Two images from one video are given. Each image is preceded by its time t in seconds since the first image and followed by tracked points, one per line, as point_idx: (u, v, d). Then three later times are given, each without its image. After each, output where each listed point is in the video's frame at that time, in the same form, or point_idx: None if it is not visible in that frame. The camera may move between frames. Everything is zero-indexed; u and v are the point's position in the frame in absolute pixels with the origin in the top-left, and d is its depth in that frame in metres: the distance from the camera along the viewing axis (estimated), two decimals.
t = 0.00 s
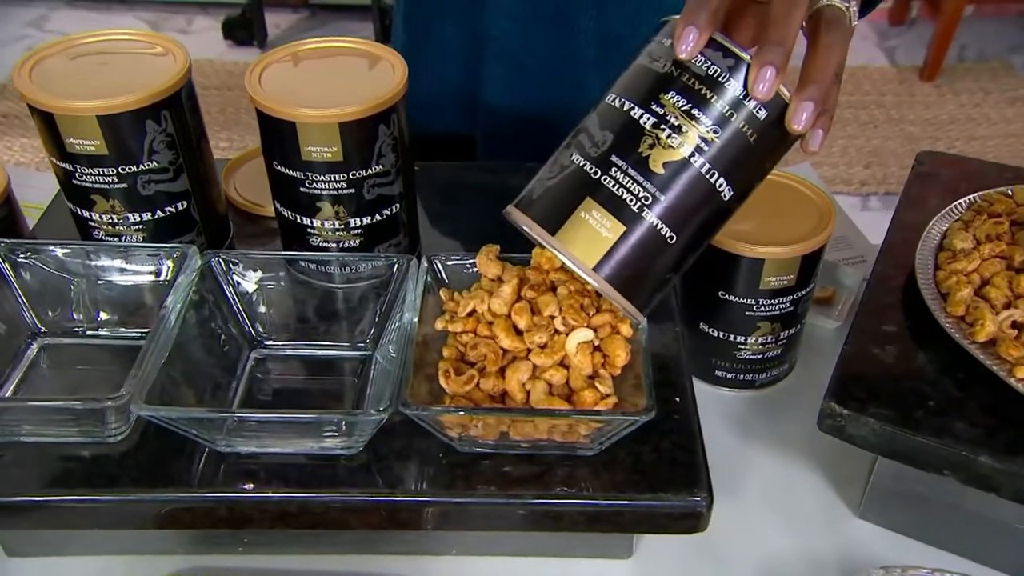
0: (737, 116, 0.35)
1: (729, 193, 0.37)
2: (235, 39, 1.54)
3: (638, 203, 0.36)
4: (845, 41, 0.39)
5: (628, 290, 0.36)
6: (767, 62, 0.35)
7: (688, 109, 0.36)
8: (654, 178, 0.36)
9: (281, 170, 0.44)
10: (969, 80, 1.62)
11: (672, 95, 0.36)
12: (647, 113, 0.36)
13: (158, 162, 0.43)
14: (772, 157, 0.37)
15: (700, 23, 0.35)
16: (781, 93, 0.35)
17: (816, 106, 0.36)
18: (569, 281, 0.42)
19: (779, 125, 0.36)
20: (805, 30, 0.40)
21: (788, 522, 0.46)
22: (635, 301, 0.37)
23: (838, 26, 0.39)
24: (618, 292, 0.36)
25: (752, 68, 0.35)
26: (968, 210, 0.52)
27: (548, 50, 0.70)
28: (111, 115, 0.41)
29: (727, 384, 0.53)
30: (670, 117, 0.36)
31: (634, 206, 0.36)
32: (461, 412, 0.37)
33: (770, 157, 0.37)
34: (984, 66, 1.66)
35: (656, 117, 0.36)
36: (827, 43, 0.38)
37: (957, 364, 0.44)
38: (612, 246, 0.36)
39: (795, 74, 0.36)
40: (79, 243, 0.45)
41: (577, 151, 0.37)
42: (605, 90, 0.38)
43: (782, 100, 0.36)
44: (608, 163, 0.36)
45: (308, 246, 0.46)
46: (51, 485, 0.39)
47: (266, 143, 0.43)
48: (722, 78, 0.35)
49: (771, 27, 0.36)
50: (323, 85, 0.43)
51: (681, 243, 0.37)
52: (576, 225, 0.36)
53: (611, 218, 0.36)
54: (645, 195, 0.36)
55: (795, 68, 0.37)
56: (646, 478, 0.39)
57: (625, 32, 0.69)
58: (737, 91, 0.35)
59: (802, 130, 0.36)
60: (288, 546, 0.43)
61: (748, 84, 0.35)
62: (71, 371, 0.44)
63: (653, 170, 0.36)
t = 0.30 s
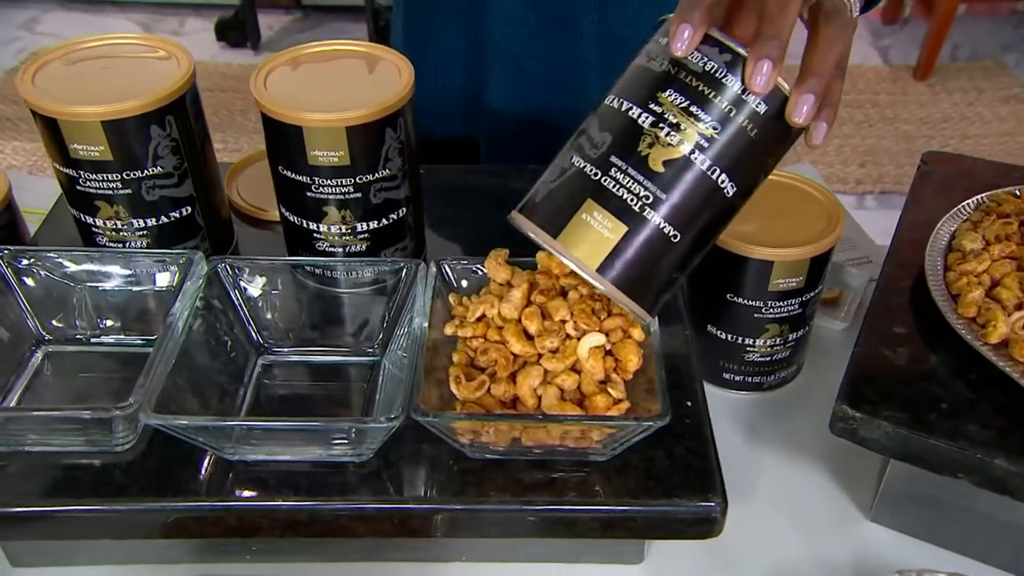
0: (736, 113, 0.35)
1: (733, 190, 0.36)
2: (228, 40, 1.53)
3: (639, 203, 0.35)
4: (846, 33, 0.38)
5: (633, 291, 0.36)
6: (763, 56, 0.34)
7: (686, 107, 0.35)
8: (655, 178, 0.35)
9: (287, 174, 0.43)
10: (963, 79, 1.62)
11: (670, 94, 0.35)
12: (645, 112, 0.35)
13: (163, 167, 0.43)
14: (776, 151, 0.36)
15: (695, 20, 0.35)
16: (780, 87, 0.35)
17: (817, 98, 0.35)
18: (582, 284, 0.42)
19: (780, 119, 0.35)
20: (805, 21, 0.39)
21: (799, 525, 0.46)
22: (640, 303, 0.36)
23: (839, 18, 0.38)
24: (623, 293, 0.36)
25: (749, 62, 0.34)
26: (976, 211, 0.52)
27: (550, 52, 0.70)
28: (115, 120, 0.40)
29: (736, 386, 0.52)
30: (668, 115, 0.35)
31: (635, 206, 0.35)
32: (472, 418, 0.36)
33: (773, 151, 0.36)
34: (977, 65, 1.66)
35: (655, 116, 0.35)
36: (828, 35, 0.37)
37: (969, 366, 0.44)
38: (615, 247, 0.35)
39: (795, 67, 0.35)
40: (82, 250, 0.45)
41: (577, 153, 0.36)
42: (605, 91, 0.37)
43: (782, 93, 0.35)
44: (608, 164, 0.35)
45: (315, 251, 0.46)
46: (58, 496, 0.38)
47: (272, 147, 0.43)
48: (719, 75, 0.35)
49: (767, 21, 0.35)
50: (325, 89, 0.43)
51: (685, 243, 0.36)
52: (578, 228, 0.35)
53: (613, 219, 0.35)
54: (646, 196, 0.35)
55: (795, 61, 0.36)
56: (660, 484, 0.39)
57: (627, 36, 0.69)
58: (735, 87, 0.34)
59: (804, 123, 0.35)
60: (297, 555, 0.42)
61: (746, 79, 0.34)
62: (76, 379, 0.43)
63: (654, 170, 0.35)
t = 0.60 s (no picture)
0: (730, 128, 0.34)
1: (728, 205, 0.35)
2: (223, 44, 1.53)
3: (635, 222, 0.34)
4: (839, 49, 0.37)
5: (631, 310, 0.35)
6: (757, 69, 0.33)
7: (679, 123, 0.34)
8: (650, 196, 0.34)
9: (295, 180, 0.43)
10: (951, 80, 1.63)
11: (662, 109, 0.34)
12: (638, 129, 0.34)
13: (170, 174, 0.43)
14: (770, 164, 0.35)
15: (692, 28, 0.34)
16: (773, 101, 0.34)
17: (810, 113, 0.35)
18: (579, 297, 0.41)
19: (773, 134, 0.34)
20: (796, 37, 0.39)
21: (807, 527, 0.46)
22: (638, 322, 0.35)
23: (831, 33, 0.38)
24: (621, 312, 0.35)
25: (743, 75, 0.34)
26: (978, 213, 0.52)
27: (550, 56, 0.70)
28: (123, 127, 0.40)
29: (740, 387, 0.53)
30: (662, 132, 0.34)
31: (631, 224, 0.34)
32: (484, 424, 0.36)
33: (765, 165, 0.35)
34: (965, 66, 1.67)
35: (648, 133, 0.34)
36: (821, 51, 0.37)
37: (974, 367, 0.44)
38: (612, 267, 0.34)
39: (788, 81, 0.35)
40: (89, 257, 0.45)
41: (570, 171, 0.35)
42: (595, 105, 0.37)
43: (775, 107, 0.34)
44: (602, 183, 0.34)
45: (321, 256, 0.46)
46: (70, 504, 0.38)
47: (279, 152, 0.43)
48: (711, 90, 0.34)
49: (760, 35, 0.35)
50: (328, 95, 0.43)
51: (682, 258, 0.35)
52: (574, 249, 0.34)
53: (609, 239, 0.34)
54: (642, 214, 0.34)
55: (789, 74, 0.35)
56: (670, 487, 0.39)
57: (628, 40, 0.69)
58: (729, 102, 0.34)
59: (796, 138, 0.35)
60: (306, 560, 0.42)
61: (739, 93, 0.34)
62: (85, 387, 0.43)
63: (649, 187, 0.34)
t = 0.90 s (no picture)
0: (731, 136, 0.34)
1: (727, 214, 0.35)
2: (223, 50, 1.53)
3: (636, 228, 0.34)
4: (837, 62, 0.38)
5: (630, 316, 0.35)
6: (761, 79, 0.34)
7: (681, 130, 0.34)
8: (651, 202, 0.34)
9: (303, 186, 0.44)
10: (936, 82, 1.64)
11: (664, 116, 0.35)
12: (641, 136, 0.35)
13: (180, 181, 0.44)
14: (768, 176, 0.36)
15: (695, 38, 0.34)
16: (775, 112, 0.34)
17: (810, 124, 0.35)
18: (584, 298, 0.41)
19: (773, 145, 0.35)
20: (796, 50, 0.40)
21: (812, 527, 0.46)
22: (636, 328, 0.36)
23: (830, 45, 0.39)
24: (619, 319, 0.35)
25: (746, 85, 0.34)
26: (974, 215, 0.53)
27: (549, 61, 0.71)
28: (134, 135, 0.41)
29: (742, 388, 0.53)
30: (664, 139, 0.34)
31: (633, 231, 0.34)
32: (495, 427, 0.36)
33: (764, 175, 0.35)
34: (949, 70, 1.68)
35: (651, 140, 0.34)
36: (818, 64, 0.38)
37: (974, 367, 0.45)
38: (611, 274, 0.34)
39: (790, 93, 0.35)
40: (101, 264, 0.45)
41: (570, 177, 0.35)
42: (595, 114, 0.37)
43: (776, 117, 0.35)
44: (604, 188, 0.35)
45: (329, 261, 0.46)
46: (85, 508, 0.39)
47: (288, 159, 0.43)
48: (714, 98, 0.34)
49: (761, 47, 0.36)
50: (335, 103, 0.43)
51: (681, 266, 0.35)
52: (576, 255, 0.34)
53: (610, 245, 0.34)
54: (643, 221, 0.34)
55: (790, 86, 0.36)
56: (677, 487, 0.40)
57: (627, 45, 0.69)
58: (731, 110, 0.34)
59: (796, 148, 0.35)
60: (317, 562, 0.43)
61: (741, 102, 0.34)
62: (98, 392, 0.44)
63: (650, 195, 0.34)
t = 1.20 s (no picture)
0: (730, 141, 0.34)
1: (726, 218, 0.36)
2: (223, 56, 1.54)
3: (635, 233, 0.35)
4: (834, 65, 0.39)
5: (633, 321, 0.35)
6: (757, 84, 0.34)
7: (679, 136, 0.35)
8: (650, 208, 0.35)
9: (313, 192, 0.44)
10: (923, 86, 1.65)
11: (662, 123, 0.35)
12: (639, 142, 0.35)
13: (191, 187, 0.44)
14: (766, 179, 0.36)
15: (690, 44, 0.35)
16: (772, 115, 0.35)
17: (807, 128, 0.35)
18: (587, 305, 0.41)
19: (771, 148, 0.35)
20: (793, 54, 0.40)
21: (817, 526, 0.47)
22: (640, 334, 0.36)
23: (828, 49, 0.40)
24: (622, 325, 0.35)
25: (742, 90, 0.34)
26: (973, 217, 0.54)
27: (550, 68, 0.71)
28: (146, 142, 0.41)
29: (744, 388, 0.54)
30: (662, 145, 0.35)
31: (632, 236, 0.35)
32: (507, 430, 0.37)
33: (762, 179, 0.36)
34: (936, 74, 1.69)
35: (648, 146, 0.35)
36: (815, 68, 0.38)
37: (975, 367, 0.46)
38: (612, 279, 0.35)
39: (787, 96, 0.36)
40: (112, 269, 0.46)
41: (570, 185, 0.36)
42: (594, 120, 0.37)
43: (774, 122, 0.35)
44: (603, 195, 0.35)
45: (338, 265, 0.47)
46: (100, 512, 0.39)
47: (298, 165, 0.44)
48: (712, 103, 0.34)
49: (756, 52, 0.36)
50: (340, 109, 0.44)
51: (682, 271, 0.36)
52: (576, 261, 0.35)
53: (610, 250, 0.35)
54: (642, 226, 0.35)
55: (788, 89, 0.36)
56: (684, 487, 0.40)
57: (627, 54, 0.70)
58: (728, 115, 0.34)
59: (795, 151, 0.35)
60: (328, 563, 0.43)
61: (739, 107, 0.34)
62: (111, 397, 0.44)
63: (649, 200, 0.35)
